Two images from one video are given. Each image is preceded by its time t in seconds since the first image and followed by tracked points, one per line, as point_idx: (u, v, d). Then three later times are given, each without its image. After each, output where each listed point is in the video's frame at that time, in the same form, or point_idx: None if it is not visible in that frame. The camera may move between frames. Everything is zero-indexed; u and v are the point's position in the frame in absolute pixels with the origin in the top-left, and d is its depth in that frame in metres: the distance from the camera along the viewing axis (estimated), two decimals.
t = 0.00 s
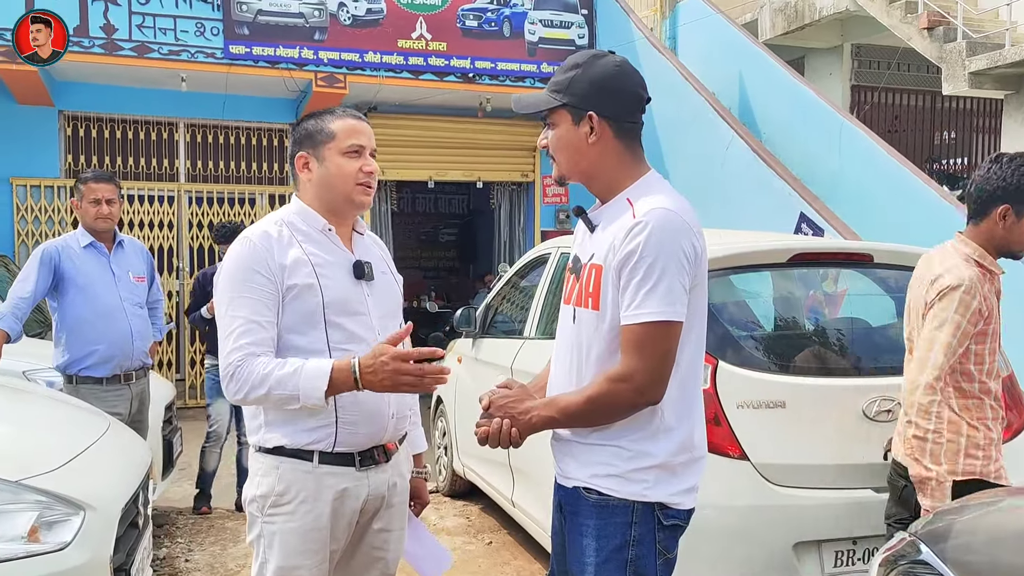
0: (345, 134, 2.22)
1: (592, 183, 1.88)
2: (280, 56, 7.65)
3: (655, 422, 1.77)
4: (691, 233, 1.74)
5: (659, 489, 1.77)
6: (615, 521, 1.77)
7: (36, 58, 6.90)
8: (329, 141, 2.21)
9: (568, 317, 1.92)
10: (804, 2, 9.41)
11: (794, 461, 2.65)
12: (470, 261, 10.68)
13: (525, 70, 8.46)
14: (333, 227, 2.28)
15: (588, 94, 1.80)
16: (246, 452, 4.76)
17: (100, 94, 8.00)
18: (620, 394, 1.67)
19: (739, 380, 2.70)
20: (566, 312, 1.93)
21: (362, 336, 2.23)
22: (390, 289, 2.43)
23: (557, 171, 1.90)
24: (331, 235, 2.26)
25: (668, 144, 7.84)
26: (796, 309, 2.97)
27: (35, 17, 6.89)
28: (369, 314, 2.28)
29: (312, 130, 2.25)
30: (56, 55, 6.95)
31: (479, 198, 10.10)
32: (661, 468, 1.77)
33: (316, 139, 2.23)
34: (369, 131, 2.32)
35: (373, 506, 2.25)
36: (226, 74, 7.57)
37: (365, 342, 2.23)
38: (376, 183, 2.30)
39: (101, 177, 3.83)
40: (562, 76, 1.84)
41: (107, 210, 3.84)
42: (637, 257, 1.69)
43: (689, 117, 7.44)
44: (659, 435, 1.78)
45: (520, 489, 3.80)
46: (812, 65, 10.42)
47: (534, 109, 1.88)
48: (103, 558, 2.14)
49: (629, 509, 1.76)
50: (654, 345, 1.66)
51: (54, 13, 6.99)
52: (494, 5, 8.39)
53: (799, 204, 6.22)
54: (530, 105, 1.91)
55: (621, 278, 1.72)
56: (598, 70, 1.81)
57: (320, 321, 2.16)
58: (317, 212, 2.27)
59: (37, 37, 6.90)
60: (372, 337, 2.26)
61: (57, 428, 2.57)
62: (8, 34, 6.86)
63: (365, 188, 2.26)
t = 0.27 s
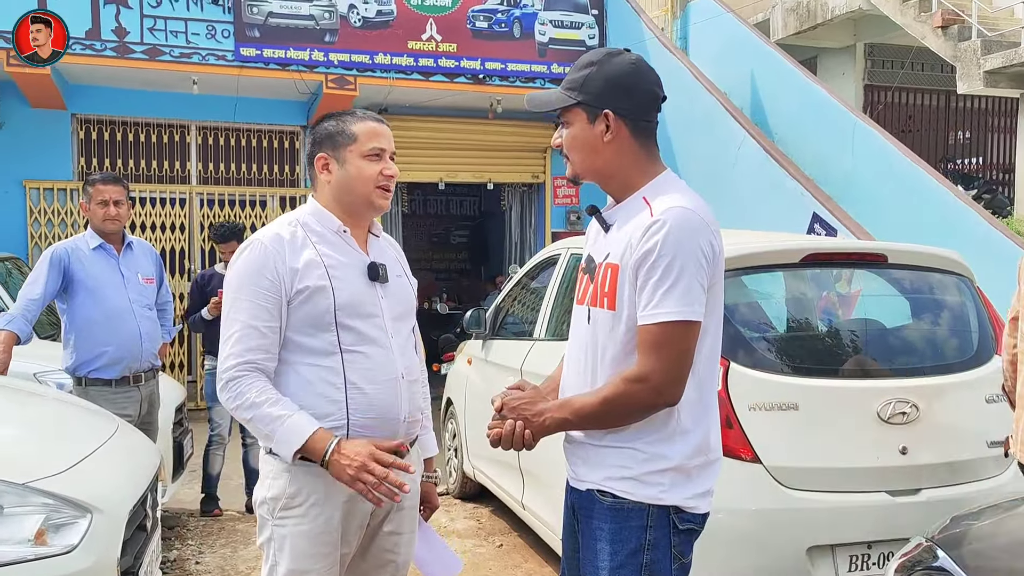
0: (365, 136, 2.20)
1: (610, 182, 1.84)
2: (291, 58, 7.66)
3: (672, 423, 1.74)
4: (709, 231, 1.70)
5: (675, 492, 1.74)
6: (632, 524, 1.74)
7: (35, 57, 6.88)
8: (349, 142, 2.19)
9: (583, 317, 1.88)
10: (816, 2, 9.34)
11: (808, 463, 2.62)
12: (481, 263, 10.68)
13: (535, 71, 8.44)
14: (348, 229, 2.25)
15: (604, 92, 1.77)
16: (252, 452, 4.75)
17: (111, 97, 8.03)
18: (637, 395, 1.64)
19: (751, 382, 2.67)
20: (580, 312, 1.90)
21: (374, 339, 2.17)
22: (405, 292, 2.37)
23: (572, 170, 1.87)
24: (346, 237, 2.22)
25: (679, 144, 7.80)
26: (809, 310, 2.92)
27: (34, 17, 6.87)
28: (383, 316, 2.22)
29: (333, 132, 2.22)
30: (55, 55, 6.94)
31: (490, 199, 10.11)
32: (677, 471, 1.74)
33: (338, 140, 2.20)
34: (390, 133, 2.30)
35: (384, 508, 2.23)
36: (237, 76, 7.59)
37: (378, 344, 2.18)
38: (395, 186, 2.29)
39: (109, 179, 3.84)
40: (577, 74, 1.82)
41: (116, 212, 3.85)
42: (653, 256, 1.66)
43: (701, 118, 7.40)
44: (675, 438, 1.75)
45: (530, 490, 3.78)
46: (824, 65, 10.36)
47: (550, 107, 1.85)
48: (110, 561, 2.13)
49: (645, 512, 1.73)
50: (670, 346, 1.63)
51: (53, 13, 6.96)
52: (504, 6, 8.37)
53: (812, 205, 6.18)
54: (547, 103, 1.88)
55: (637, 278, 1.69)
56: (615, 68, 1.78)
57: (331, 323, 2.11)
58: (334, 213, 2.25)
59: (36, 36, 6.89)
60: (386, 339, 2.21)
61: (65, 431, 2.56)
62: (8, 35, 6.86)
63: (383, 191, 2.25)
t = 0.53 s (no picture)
0: (385, 140, 2.22)
1: (627, 183, 1.84)
2: (297, 59, 7.67)
3: (690, 422, 1.74)
4: (730, 231, 1.69)
5: (691, 492, 1.74)
6: (647, 524, 1.74)
7: (35, 57, 6.90)
8: (369, 146, 2.21)
9: (602, 316, 1.88)
10: (823, 1, 9.33)
11: (819, 463, 2.62)
12: (487, 263, 10.73)
13: (540, 71, 8.44)
14: (364, 230, 2.26)
15: (625, 93, 1.76)
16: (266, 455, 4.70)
17: (118, 97, 8.06)
18: (661, 394, 1.64)
19: (760, 382, 2.69)
20: (600, 311, 1.89)
21: (390, 340, 2.18)
22: (421, 293, 2.37)
23: (590, 171, 1.86)
24: (363, 238, 2.23)
25: (686, 144, 7.79)
26: (817, 310, 2.91)
27: (34, 17, 6.89)
28: (399, 317, 2.23)
29: (353, 134, 2.24)
30: (56, 56, 6.96)
31: (494, 200, 10.17)
32: (694, 471, 1.74)
33: (356, 143, 2.22)
34: (408, 136, 2.30)
35: (397, 507, 2.24)
36: (243, 77, 7.61)
37: (393, 346, 2.19)
38: (412, 189, 2.29)
39: (115, 179, 3.83)
40: (598, 75, 1.80)
41: (125, 213, 3.86)
42: (675, 256, 1.65)
43: (707, 117, 7.39)
44: (692, 437, 1.75)
45: (537, 490, 3.78)
46: (831, 65, 10.35)
47: (568, 108, 1.84)
48: (122, 560, 2.14)
49: (660, 512, 1.73)
50: (692, 346, 1.62)
51: (53, 13, 6.99)
52: (510, 6, 8.38)
53: (819, 204, 6.16)
54: (564, 103, 1.87)
55: (658, 277, 1.69)
56: (635, 69, 1.77)
57: (346, 324, 2.12)
58: (351, 215, 2.26)
59: (37, 37, 6.90)
60: (401, 341, 2.22)
61: (76, 430, 2.57)
62: (7, 35, 6.87)
63: (401, 193, 2.25)
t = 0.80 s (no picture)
0: (395, 138, 2.23)
1: (644, 182, 1.86)
2: (295, 56, 7.67)
3: (705, 419, 1.76)
4: (750, 230, 1.71)
5: (706, 490, 1.76)
6: (661, 520, 1.77)
7: (34, 57, 6.92)
8: (379, 145, 2.23)
9: (619, 314, 1.90)
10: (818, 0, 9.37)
11: (821, 459, 2.65)
12: (483, 260, 10.73)
13: (538, 69, 8.47)
14: (375, 228, 2.27)
15: (641, 92, 1.78)
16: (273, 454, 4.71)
17: (114, 93, 8.04)
18: (685, 389, 1.64)
19: (764, 379, 2.72)
20: (617, 309, 1.91)
21: (398, 336, 2.20)
22: (431, 289, 2.39)
23: (607, 172, 1.88)
24: (374, 235, 2.25)
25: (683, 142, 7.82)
26: (816, 307, 2.94)
27: (34, 17, 6.87)
28: (408, 313, 2.25)
29: (364, 133, 2.26)
30: (55, 55, 6.96)
31: (490, 196, 10.14)
32: (707, 468, 1.76)
33: (367, 142, 2.24)
34: (419, 135, 2.32)
35: (407, 502, 2.26)
36: (241, 73, 7.60)
37: (401, 341, 2.21)
38: (423, 187, 2.31)
39: (117, 176, 3.85)
40: (615, 75, 1.83)
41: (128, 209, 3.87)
42: (697, 255, 1.67)
43: (704, 115, 7.41)
44: (708, 434, 1.77)
45: (538, 486, 3.81)
46: (825, 64, 10.40)
47: (584, 108, 1.86)
48: (132, 554, 2.16)
49: (674, 509, 1.76)
50: (715, 344, 1.64)
51: (53, 13, 6.96)
52: (507, 3, 8.40)
53: (816, 202, 6.20)
54: (580, 103, 1.89)
55: (679, 274, 1.71)
56: (652, 69, 1.79)
57: (354, 319, 2.14)
58: (362, 213, 2.27)
59: (37, 37, 6.90)
60: (410, 336, 2.23)
61: (83, 426, 2.59)
62: (6, 33, 6.86)
63: (412, 191, 2.27)
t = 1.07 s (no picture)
0: (396, 136, 2.25)
1: (659, 181, 1.89)
2: (287, 52, 7.66)
3: (716, 419, 1.79)
4: (765, 231, 1.74)
5: (714, 488, 1.79)
6: (668, 517, 1.80)
7: (35, 57, 6.90)
8: (380, 143, 2.24)
9: (633, 312, 1.94)
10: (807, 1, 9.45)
11: (813, 453, 2.69)
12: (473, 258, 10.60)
13: (529, 67, 8.49)
14: (378, 225, 2.30)
15: (655, 92, 1.80)
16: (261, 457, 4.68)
17: (104, 88, 8.01)
18: (693, 387, 1.66)
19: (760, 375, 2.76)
20: (631, 307, 1.95)
21: (400, 330, 2.22)
22: (434, 285, 2.42)
23: (623, 170, 1.91)
24: (376, 231, 2.27)
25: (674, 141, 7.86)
26: (808, 305, 2.98)
27: (34, 17, 6.86)
28: (410, 308, 2.27)
29: (365, 131, 2.28)
30: (57, 56, 6.95)
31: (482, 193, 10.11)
32: (717, 467, 1.78)
33: (369, 141, 2.26)
34: (420, 131, 2.33)
35: (410, 496, 2.28)
36: (233, 69, 7.59)
37: (404, 336, 2.23)
38: (425, 184, 2.32)
39: (115, 172, 3.85)
40: (627, 74, 1.85)
41: (125, 205, 3.87)
42: (710, 255, 1.70)
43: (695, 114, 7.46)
44: (718, 434, 1.79)
45: (533, 481, 3.84)
46: (814, 64, 10.48)
47: (598, 107, 1.89)
48: (136, 547, 2.17)
49: (682, 507, 1.79)
50: (724, 343, 1.66)
51: (54, 13, 6.95)
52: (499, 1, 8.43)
53: (806, 201, 6.25)
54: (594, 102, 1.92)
55: (692, 273, 1.73)
56: (666, 68, 1.81)
57: (357, 313, 2.16)
58: (365, 210, 2.29)
59: (37, 36, 6.89)
60: (412, 331, 2.25)
61: (84, 421, 2.60)
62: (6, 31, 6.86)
63: (414, 188, 2.28)
